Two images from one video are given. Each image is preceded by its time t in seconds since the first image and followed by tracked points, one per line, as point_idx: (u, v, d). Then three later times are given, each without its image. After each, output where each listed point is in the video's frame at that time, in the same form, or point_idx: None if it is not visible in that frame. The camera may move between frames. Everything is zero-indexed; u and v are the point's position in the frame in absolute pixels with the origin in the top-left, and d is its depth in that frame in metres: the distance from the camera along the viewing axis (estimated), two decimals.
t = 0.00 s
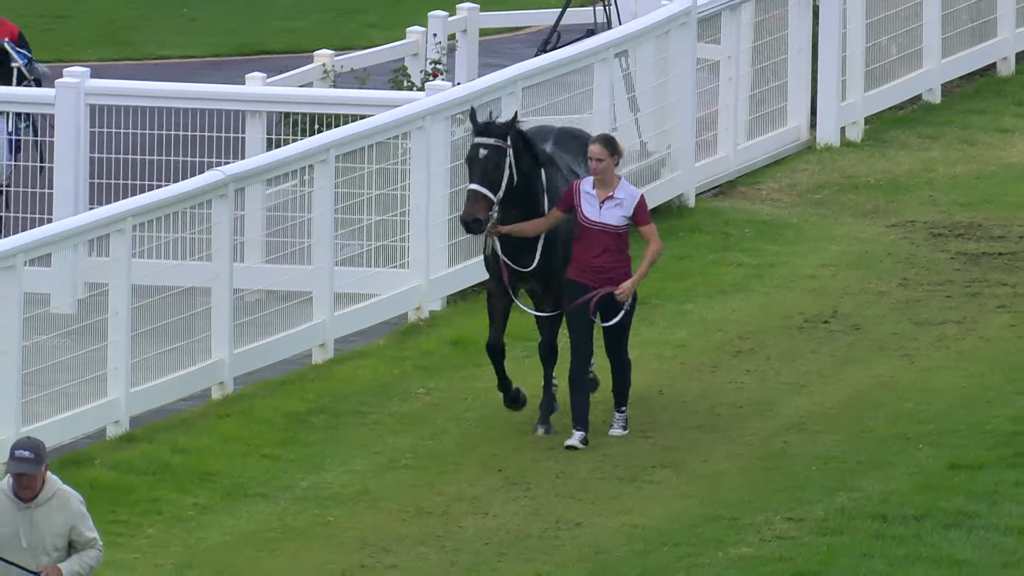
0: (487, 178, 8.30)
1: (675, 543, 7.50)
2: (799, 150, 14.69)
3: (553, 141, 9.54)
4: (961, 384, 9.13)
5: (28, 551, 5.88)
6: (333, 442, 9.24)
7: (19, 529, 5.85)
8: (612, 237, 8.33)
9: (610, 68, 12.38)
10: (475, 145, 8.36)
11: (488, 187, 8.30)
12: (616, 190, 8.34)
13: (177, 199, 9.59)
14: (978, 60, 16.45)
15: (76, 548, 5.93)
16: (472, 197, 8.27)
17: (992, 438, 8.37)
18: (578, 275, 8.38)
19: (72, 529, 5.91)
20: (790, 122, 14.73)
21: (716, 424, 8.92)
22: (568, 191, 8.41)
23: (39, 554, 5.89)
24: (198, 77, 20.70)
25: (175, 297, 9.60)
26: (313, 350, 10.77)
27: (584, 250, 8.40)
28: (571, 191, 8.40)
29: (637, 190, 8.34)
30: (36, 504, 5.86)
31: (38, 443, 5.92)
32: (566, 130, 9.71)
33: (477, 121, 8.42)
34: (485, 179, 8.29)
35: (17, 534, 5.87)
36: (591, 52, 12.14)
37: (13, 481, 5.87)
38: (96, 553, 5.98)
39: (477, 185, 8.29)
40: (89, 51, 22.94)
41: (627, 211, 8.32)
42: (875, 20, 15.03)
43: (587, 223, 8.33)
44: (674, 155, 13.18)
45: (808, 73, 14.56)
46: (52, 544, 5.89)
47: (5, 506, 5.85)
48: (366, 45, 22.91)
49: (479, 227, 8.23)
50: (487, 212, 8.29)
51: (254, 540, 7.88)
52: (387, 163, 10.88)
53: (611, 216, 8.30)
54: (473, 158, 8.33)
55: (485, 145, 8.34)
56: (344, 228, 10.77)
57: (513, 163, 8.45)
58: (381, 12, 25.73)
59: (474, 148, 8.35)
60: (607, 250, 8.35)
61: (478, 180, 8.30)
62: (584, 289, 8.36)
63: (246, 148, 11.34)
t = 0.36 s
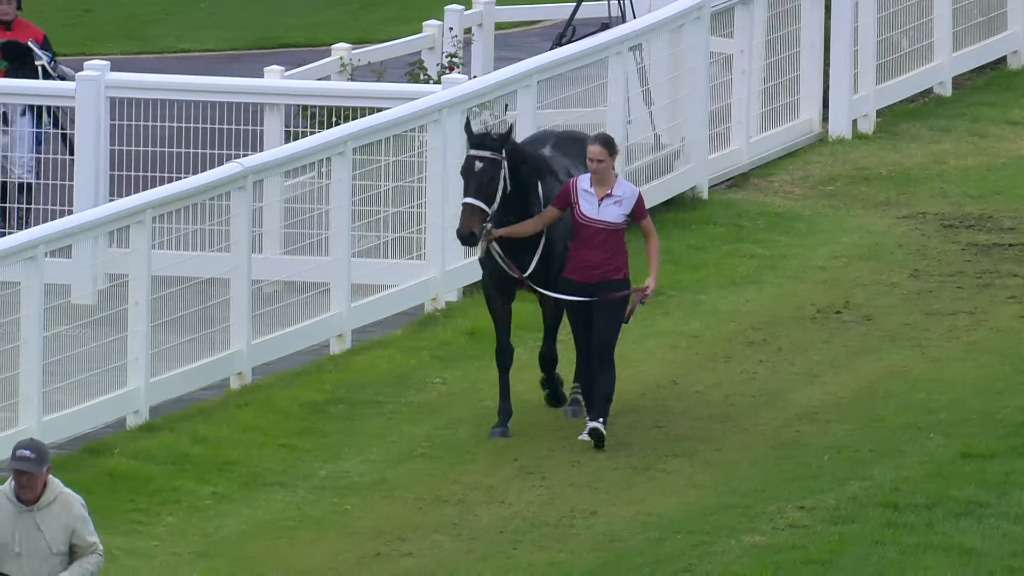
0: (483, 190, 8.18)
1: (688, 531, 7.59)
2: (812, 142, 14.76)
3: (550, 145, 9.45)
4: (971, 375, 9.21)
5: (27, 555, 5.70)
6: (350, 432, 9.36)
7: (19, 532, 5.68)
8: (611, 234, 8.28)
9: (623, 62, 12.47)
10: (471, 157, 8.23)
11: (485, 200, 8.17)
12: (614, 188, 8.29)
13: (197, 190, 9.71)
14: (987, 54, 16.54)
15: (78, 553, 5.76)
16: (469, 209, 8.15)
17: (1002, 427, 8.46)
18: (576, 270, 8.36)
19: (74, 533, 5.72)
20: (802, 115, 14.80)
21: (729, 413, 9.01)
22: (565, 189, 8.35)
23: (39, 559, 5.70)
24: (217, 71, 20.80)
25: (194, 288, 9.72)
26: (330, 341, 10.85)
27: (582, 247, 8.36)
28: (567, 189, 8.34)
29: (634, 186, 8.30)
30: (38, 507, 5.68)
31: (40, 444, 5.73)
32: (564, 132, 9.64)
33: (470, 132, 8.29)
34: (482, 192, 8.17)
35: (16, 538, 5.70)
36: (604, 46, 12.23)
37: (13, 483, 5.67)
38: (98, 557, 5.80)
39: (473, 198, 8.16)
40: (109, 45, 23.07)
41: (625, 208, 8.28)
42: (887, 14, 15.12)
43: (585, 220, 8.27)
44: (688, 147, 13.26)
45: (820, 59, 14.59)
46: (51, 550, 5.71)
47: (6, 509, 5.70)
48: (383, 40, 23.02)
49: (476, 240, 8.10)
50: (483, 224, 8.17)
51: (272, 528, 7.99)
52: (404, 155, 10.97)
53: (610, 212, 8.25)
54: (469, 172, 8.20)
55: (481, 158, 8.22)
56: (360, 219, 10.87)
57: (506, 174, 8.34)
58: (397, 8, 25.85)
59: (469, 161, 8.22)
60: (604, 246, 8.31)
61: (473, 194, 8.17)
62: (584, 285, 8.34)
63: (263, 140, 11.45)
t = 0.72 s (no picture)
0: (496, 175, 8.24)
1: (700, 519, 7.69)
2: (822, 135, 14.84)
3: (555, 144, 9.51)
4: (980, 365, 9.30)
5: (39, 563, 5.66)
6: (366, 421, 9.47)
7: (26, 539, 5.64)
8: (615, 232, 8.27)
9: (636, 55, 12.55)
10: (483, 143, 8.30)
11: (498, 184, 8.24)
12: (617, 184, 8.27)
13: (214, 182, 9.82)
14: (994, 48, 16.69)
15: (88, 562, 5.75)
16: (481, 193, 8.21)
17: (1010, 416, 8.55)
18: (580, 268, 8.30)
19: (84, 542, 5.71)
20: (814, 107, 14.87)
21: (740, 403, 9.11)
22: (568, 185, 8.32)
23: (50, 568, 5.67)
24: (233, 64, 20.91)
25: (211, 279, 9.84)
26: (345, 331, 10.98)
27: (584, 244, 8.32)
28: (571, 185, 8.30)
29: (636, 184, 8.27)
30: (48, 513, 5.67)
31: (54, 453, 5.77)
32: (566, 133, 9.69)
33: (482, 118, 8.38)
34: (493, 177, 8.23)
35: (28, 546, 5.67)
36: (616, 40, 12.32)
37: (26, 489, 5.68)
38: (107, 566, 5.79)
39: (486, 183, 8.23)
40: (128, 39, 23.19)
41: (628, 204, 8.26)
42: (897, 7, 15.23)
43: (590, 217, 8.24)
44: (699, 140, 13.36)
45: (830, 47, 14.64)
46: (62, 557, 5.68)
47: (16, 514, 5.67)
48: (397, 33, 23.14)
49: (488, 224, 8.15)
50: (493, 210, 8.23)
51: (288, 517, 8.10)
52: (419, 148, 11.07)
53: (614, 209, 8.24)
54: (481, 156, 8.28)
55: (493, 143, 8.29)
56: (376, 211, 10.97)
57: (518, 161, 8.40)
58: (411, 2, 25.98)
59: (482, 145, 8.29)
60: (607, 244, 8.28)
61: (485, 177, 8.23)
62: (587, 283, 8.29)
63: (279, 131, 11.53)
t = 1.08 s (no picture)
0: (497, 185, 8.08)
1: (709, 508, 7.79)
2: (831, 127, 14.92)
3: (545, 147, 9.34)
4: (986, 355, 9.39)
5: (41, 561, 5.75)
6: (379, 411, 9.58)
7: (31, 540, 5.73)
8: (606, 240, 8.27)
9: (646, 48, 12.62)
10: (481, 154, 8.15)
11: (498, 195, 8.08)
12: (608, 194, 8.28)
13: (227, 174, 9.92)
14: (1000, 41, 16.80)
15: (91, 562, 5.81)
16: (484, 204, 8.03)
17: (1016, 405, 8.64)
18: (571, 278, 8.31)
19: (86, 543, 5.78)
20: (822, 100, 14.94)
21: (749, 393, 9.21)
22: (559, 194, 8.29)
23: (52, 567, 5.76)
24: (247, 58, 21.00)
25: (225, 270, 9.94)
26: (359, 321, 11.08)
27: (575, 252, 8.32)
28: (562, 193, 8.28)
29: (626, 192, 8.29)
30: (50, 517, 5.75)
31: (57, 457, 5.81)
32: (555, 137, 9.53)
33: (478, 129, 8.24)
34: (494, 187, 8.06)
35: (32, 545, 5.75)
36: (627, 33, 12.39)
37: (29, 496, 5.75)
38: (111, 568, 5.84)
39: (487, 193, 8.05)
40: (143, 33, 23.30)
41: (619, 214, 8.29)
42: None
43: (582, 225, 8.24)
44: (709, 132, 13.46)
45: (839, 39, 14.71)
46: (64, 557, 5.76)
47: (20, 519, 5.75)
48: (408, 27, 23.25)
49: (493, 234, 7.99)
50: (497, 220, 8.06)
51: (302, 505, 8.21)
52: (431, 140, 11.16)
53: (606, 217, 8.25)
54: (479, 166, 8.12)
55: (491, 154, 8.15)
56: (388, 203, 11.06)
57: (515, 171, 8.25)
58: None
59: (479, 156, 8.14)
60: (598, 252, 8.29)
61: (486, 187, 8.07)
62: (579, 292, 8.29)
63: (294, 124, 11.72)
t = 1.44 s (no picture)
0: (505, 167, 8.16)
1: (716, 492, 7.89)
2: (837, 115, 15.00)
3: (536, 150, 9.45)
4: (990, 341, 9.48)
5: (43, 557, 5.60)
6: (389, 396, 9.69)
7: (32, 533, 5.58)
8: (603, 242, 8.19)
9: (655, 37, 12.71)
10: (489, 136, 8.21)
11: (507, 176, 8.17)
12: (606, 196, 8.19)
13: (240, 162, 10.03)
14: (1004, 30, 16.90)
15: (91, 554, 5.69)
16: (490, 185, 8.13)
17: (1019, 391, 8.74)
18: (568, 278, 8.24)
19: (87, 534, 5.66)
20: (828, 89, 15.02)
21: (755, 378, 9.31)
22: (556, 196, 8.22)
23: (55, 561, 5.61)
24: (258, 46, 21.10)
25: (239, 257, 10.05)
26: (371, 307, 11.21)
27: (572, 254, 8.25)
28: (558, 195, 8.21)
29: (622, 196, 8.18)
30: (52, 508, 5.60)
31: (54, 448, 5.66)
32: (548, 138, 9.67)
33: (485, 112, 8.29)
34: (503, 169, 8.15)
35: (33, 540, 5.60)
36: (636, 22, 12.48)
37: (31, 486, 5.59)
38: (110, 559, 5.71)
39: (495, 174, 8.14)
40: (155, 21, 23.40)
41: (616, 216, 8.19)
42: None
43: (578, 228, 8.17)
44: (716, 120, 13.53)
45: (845, 28, 14.78)
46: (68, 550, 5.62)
47: (20, 510, 5.60)
48: (418, 17, 23.34)
49: (499, 215, 8.15)
50: (501, 204, 8.15)
51: (314, 489, 8.32)
52: (442, 127, 11.24)
53: (603, 220, 8.15)
54: (487, 148, 8.18)
55: (499, 136, 8.20)
56: (400, 190, 11.16)
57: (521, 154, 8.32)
58: None
59: (488, 138, 8.20)
60: (595, 254, 8.21)
61: (494, 170, 8.14)
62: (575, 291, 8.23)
63: (307, 113, 11.82)
